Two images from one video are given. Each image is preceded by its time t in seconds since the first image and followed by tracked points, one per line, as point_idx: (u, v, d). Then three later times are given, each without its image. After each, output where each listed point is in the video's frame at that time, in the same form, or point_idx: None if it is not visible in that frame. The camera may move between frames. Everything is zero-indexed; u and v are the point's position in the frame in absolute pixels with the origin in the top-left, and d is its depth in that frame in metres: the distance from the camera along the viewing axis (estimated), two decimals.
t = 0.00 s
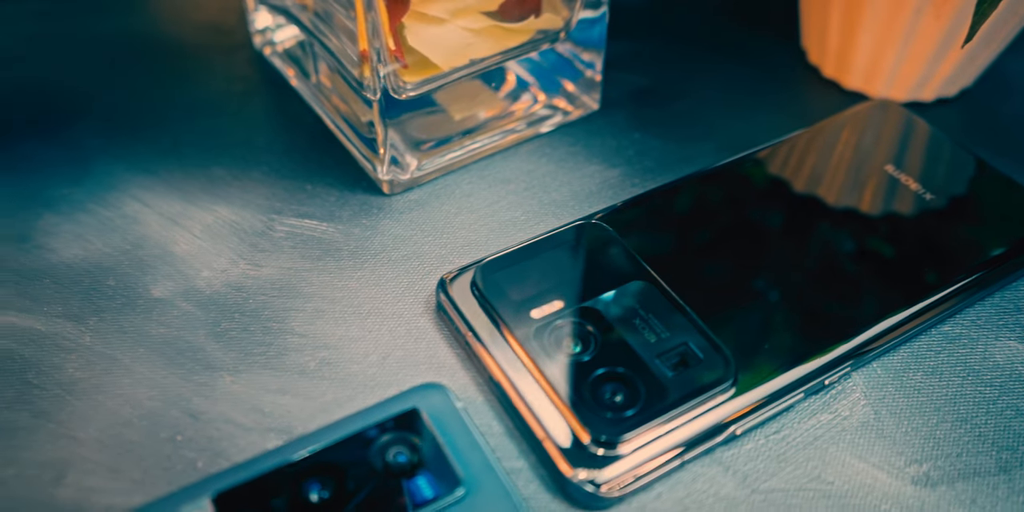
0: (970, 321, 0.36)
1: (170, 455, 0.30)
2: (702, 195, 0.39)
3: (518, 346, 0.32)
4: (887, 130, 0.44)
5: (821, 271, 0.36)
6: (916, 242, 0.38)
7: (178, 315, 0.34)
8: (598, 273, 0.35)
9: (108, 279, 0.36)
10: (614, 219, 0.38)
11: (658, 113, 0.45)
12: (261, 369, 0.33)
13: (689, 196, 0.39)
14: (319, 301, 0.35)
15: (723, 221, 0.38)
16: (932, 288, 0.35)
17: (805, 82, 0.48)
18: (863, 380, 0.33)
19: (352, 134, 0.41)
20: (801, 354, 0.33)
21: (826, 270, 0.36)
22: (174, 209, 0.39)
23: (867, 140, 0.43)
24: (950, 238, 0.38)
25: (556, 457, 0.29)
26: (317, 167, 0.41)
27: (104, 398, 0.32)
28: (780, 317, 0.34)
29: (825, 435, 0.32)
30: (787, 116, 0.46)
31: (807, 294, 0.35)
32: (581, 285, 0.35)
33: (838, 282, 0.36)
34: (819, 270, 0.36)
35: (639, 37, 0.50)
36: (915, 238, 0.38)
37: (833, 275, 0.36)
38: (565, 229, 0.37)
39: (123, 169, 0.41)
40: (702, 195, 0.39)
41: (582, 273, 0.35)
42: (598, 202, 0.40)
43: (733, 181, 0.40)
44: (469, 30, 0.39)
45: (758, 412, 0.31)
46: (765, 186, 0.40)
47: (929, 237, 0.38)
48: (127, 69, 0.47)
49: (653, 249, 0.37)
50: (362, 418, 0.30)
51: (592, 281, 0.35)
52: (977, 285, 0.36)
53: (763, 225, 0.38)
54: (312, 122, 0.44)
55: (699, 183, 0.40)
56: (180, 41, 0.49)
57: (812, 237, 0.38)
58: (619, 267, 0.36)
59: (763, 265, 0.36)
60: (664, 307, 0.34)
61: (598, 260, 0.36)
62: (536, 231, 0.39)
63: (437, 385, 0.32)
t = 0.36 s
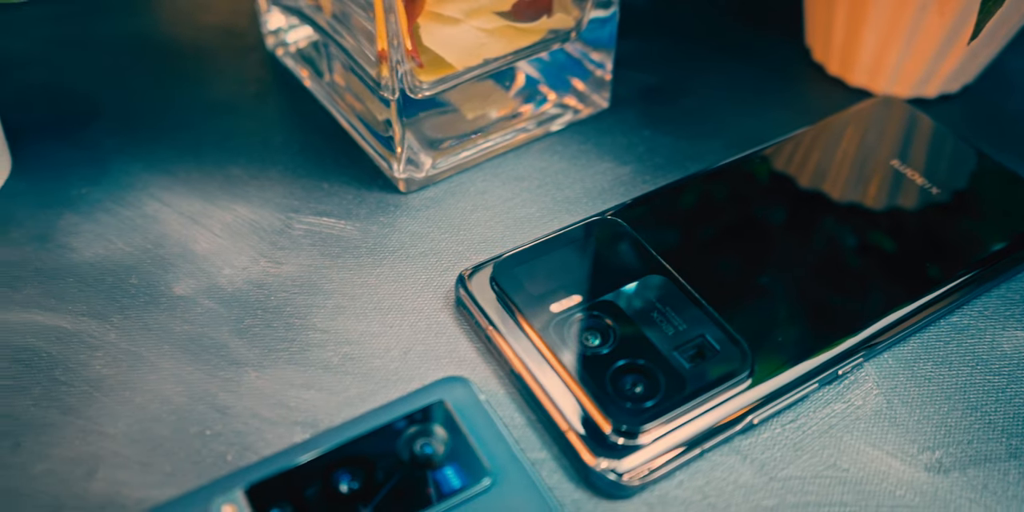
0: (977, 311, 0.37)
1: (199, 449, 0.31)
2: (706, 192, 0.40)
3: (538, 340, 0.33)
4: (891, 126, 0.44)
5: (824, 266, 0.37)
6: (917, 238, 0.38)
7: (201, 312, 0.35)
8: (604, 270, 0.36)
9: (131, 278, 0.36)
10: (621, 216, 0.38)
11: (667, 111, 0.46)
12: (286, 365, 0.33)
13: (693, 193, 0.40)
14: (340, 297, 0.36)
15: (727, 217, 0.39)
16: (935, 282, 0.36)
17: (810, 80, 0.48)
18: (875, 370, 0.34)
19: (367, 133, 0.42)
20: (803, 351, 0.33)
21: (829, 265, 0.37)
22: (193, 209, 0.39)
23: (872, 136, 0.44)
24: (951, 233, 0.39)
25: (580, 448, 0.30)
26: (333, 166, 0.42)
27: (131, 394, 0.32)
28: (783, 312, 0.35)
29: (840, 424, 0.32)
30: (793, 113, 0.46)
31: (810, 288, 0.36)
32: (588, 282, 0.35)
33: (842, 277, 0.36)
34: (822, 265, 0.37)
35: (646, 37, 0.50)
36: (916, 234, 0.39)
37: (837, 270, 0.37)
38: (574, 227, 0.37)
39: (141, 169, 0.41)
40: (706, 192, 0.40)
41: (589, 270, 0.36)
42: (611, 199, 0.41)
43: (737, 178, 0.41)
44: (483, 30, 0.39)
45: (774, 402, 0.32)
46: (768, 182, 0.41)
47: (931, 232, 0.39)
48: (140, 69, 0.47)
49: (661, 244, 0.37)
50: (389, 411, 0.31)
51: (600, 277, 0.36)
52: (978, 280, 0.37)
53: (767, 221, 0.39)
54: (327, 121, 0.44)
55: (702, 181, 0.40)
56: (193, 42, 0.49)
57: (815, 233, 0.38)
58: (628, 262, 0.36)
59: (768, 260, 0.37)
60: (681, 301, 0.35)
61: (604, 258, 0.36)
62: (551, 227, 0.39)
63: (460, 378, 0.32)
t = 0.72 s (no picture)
0: (980, 300, 0.38)
1: (225, 441, 0.31)
2: (707, 188, 0.41)
3: (555, 331, 0.33)
4: (891, 121, 0.45)
5: (825, 260, 0.38)
6: (914, 231, 0.39)
7: (222, 307, 0.35)
8: (609, 264, 0.37)
9: (151, 275, 0.37)
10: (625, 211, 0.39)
11: (672, 107, 0.47)
12: (307, 358, 0.34)
13: (694, 189, 0.40)
14: (358, 292, 0.36)
15: (728, 212, 0.40)
16: (933, 275, 0.37)
17: (811, 75, 0.49)
18: (882, 358, 0.35)
19: (380, 131, 0.43)
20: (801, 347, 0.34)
21: (829, 258, 0.38)
22: (209, 207, 0.40)
23: (873, 131, 0.45)
24: (948, 225, 0.39)
25: (599, 436, 0.31)
26: (345, 163, 0.42)
27: (156, 388, 0.33)
28: (783, 306, 0.35)
29: (850, 410, 0.33)
30: (796, 108, 0.47)
31: (811, 282, 0.36)
32: (594, 276, 0.36)
33: (841, 271, 0.37)
34: (822, 259, 0.38)
35: (650, 35, 0.51)
36: (914, 227, 0.39)
37: (837, 263, 0.37)
38: (580, 223, 0.38)
39: (155, 168, 0.42)
40: (707, 188, 0.41)
41: (594, 266, 0.36)
42: (620, 193, 0.42)
43: (737, 174, 0.41)
44: (494, 29, 0.40)
45: (786, 389, 0.33)
46: (767, 177, 0.42)
47: (929, 224, 0.39)
48: (151, 69, 0.48)
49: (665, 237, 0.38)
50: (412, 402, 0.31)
51: (608, 271, 0.36)
52: (974, 272, 0.37)
53: (767, 216, 0.40)
54: (338, 120, 0.45)
55: (704, 178, 0.41)
56: (202, 42, 0.50)
57: (815, 227, 0.39)
58: (633, 256, 0.37)
59: (770, 254, 0.38)
60: (694, 293, 0.35)
61: (609, 254, 0.37)
62: (562, 222, 0.40)
63: (480, 369, 0.33)
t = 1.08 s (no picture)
0: (979, 286, 0.39)
1: (247, 431, 0.32)
2: (706, 182, 0.41)
3: (568, 319, 0.34)
4: (887, 113, 0.46)
5: (823, 251, 0.38)
6: (909, 223, 0.40)
7: (238, 301, 0.36)
8: (611, 257, 0.37)
9: (167, 270, 0.37)
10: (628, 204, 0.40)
11: (674, 101, 0.48)
12: (324, 349, 0.34)
13: (694, 183, 0.41)
14: (372, 284, 0.37)
15: (727, 206, 0.40)
16: (927, 266, 0.38)
17: (809, 69, 0.50)
18: (885, 343, 0.36)
19: (389, 127, 0.43)
20: (800, 336, 0.34)
21: (827, 250, 0.38)
22: (222, 203, 0.40)
23: (870, 123, 0.46)
24: (943, 215, 0.40)
25: (613, 421, 0.32)
26: (355, 159, 0.43)
27: (176, 380, 0.33)
28: (781, 297, 0.36)
29: (855, 394, 0.34)
30: (795, 101, 0.48)
31: (810, 272, 0.37)
32: (600, 266, 0.37)
33: (838, 261, 0.38)
34: (820, 250, 0.38)
35: (650, 32, 0.52)
36: (909, 218, 0.40)
37: (834, 254, 0.38)
38: (583, 218, 0.38)
39: (167, 166, 0.42)
40: (706, 182, 0.41)
41: (597, 260, 0.37)
42: (626, 186, 0.43)
43: (735, 167, 0.42)
44: (500, 26, 0.41)
45: (794, 373, 0.34)
46: (764, 172, 0.42)
47: (924, 216, 0.40)
48: (159, 68, 0.48)
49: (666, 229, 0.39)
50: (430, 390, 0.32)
51: (613, 261, 0.37)
52: (967, 262, 0.38)
53: (765, 209, 0.40)
54: (346, 117, 0.45)
55: (702, 172, 0.42)
56: (209, 41, 0.50)
57: (813, 219, 0.40)
58: (636, 249, 0.37)
59: (770, 245, 0.38)
60: (703, 281, 0.36)
61: (610, 248, 0.37)
62: (570, 214, 0.41)
63: (495, 358, 0.34)
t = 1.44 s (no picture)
0: (975, 270, 0.40)
1: (267, 418, 0.32)
2: (703, 175, 0.42)
3: (578, 305, 0.35)
4: (882, 104, 0.47)
5: (818, 240, 0.39)
6: (901, 213, 0.41)
7: (253, 293, 0.37)
8: (614, 247, 0.38)
9: (182, 263, 0.38)
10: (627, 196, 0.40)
11: (674, 94, 0.49)
12: (339, 338, 0.35)
13: (691, 176, 0.42)
14: (384, 275, 0.38)
15: (724, 198, 0.41)
16: (920, 254, 0.38)
17: (804, 62, 0.51)
18: (886, 326, 0.37)
19: (396, 122, 0.44)
20: (800, 321, 0.35)
21: (822, 240, 0.39)
22: (233, 197, 0.41)
23: (865, 114, 0.47)
24: (936, 203, 0.41)
25: (625, 403, 0.32)
26: (363, 153, 0.43)
27: (196, 370, 0.34)
28: (777, 286, 0.37)
29: (858, 374, 0.35)
30: (792, 93, 0.49)
31: (806, 262, 0.38)
32: (607, 254, 0.37)
33: (833, 250, 0.38)
34: (816, 239, 0.39)
35: (648, 27, 0.53)
36: (902, 209, 0.41)
37: (829, 244, 0.39)
38: (584, 212, 0.39)
39: (177, 162, 0.43)
40: (703, 175, 0.42)
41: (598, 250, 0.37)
42: (629, 177, 0.43)
43: (730, 161, 0.43)
44: (505, 20, 0.41)
45: (800, 355, 0.35)
46: (760, 164, 0.43)
47: (917, 206, 0.41)
48: (165, 65, 0.48)
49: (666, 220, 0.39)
50: (445, 376, 0.33)
51: (619, 250, 0.38)
52: (958, 250, 0.39)
53: (762, 200, 0.41)
54: (353, 112, 0.46)
55: (699, 165, 0.43)
56: (214, 38, 0.51)
57: (810, 209, 0.41)
58: (637, 241, 0.38)
59: (767, 235, 0.39)
60: (709, 268, 0.37)
61: (610, 241, 0.38)
62: (576, 205, 0.42)
63: (508, 344, 0.34)
